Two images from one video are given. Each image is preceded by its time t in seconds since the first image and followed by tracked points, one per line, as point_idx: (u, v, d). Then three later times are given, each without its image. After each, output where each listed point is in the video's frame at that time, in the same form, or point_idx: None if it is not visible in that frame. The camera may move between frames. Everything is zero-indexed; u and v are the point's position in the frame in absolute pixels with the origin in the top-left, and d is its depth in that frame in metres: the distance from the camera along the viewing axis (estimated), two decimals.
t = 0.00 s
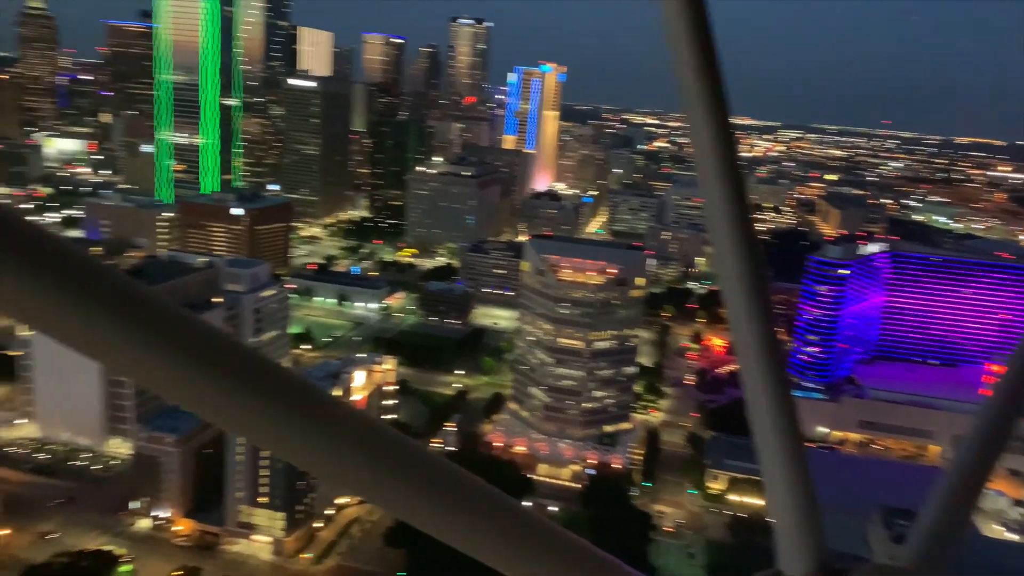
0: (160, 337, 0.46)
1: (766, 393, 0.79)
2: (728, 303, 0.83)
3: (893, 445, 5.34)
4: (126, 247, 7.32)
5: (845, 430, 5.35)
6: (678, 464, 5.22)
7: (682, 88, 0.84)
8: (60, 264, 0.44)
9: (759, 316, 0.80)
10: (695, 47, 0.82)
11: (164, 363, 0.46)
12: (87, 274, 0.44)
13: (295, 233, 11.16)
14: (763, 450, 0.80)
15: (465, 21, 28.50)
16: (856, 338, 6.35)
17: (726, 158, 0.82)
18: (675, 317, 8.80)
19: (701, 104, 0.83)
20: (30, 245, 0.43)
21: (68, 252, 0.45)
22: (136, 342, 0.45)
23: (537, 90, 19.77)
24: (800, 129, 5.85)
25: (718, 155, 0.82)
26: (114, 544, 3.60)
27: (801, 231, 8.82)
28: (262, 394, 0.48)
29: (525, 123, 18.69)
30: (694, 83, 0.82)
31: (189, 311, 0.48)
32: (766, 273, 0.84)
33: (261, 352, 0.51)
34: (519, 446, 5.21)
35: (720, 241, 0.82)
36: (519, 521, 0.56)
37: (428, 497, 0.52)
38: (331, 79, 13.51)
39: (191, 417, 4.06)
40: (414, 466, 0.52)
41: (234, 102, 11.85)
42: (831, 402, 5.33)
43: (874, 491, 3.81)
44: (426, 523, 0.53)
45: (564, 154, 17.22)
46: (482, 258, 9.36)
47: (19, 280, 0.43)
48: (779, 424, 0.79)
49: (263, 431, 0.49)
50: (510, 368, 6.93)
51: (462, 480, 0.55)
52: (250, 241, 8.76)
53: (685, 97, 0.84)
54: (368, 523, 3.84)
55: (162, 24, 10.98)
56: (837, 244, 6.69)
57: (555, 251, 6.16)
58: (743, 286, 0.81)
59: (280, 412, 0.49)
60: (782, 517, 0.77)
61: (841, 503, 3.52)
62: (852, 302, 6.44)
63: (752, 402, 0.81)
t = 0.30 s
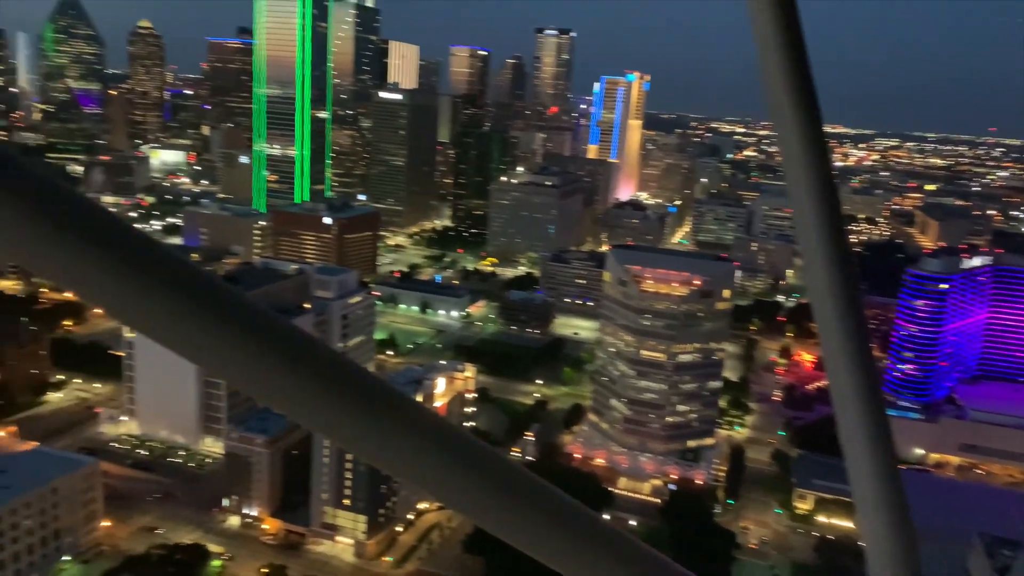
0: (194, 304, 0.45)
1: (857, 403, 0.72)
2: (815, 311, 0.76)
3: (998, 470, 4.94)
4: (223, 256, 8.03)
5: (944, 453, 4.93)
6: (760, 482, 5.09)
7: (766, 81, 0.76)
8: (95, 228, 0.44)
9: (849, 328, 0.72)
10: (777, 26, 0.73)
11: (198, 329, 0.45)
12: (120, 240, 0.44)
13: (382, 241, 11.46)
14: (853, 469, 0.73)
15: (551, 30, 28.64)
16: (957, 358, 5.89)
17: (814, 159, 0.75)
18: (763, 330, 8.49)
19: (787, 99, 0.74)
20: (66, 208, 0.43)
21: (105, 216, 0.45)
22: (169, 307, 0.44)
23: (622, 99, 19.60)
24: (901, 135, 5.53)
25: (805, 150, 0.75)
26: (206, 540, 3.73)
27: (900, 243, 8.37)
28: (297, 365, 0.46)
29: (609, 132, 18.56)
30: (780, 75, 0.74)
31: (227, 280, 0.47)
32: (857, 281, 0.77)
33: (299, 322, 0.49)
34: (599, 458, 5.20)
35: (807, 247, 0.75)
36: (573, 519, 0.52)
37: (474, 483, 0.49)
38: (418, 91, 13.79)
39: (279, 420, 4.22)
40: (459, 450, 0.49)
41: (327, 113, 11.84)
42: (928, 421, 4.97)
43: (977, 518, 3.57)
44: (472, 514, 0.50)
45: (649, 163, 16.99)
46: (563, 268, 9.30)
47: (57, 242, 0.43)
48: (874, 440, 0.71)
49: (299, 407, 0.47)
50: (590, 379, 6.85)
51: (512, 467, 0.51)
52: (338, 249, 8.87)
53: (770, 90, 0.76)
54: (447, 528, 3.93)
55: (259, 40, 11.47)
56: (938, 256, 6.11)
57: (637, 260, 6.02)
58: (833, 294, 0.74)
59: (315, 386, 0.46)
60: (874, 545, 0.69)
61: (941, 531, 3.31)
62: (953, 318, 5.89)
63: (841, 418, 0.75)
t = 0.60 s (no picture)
0: (219, 276, 0.46)
1: (942, 420, 0.71)
2: (900, 330, 0.76)
3: None
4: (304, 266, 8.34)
5: None
6: (839, 504, 4.92)
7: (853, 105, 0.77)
8: (122, 199, 0.45)
9: (936, 348, 0.72)
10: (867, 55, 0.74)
11: (240, 312, 0.47)
12: (147, 211, 0.46)
13: (455, 252, 11.64)
14: (940, 493, 0.71)
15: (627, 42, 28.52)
16: None
17: (900, 179, 0.74)
18: (843, 347, 8.18)
19: (875, 121, 0.75)
20: (96, 177, 0.45)
21: (132, 188, 0.47)
22: (194, 277, 0.46)
23: (698, 110, 19.33)
24: (996, 146, 5.23)
25: (893, 167, 0.75)
26: (284, 542, 3.86)
27: (995, 257, 7.90)
28: (320, 338, 0.48)
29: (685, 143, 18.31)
30: (867, 99, 0.75)
31: (247, 255, 0.49)
32: (946, 302, 0.75)
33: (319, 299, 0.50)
34: (670, 474, 5.10)
35: (896, 267, 0.74)
36: (586, 496, 0.53)
37: (489, 459, 0.51)
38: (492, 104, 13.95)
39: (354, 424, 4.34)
40: (473, 425, 0.51)
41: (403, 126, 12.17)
42: None
43: None
44: (489, 489, 0.52)
45: (725, 175, 16.66)
46: (636, 280, 9.23)
47: (87, 208, 0.44)
48: (959, 458, 0.70)
49: (319, 380, 0.48)
50: (663, 394, 6.75)
51: (525, 443, 0.53)
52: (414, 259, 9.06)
53: (858, 111, 0.76)
54: (517, 540, 3.94)
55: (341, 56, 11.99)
56: None
57: (712, 274, 5.88)
58: (920, 314, 0.73)
59: (336, 358, 0.48)
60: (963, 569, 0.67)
61: None
62: None
63: (926, 438, 0.74)
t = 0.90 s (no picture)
0: (227, 249, 0.47)
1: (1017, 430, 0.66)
2: (970, 345, 0.73)
3: None
4: (361, 275, 8.46)
5: None
6: (904, 528, 4.72)
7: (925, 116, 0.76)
8: (134, 166, 0.45)
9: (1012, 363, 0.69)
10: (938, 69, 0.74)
11: (291, 309, 0.48)
12: (156, 178, 0.46)
13: (509, 262, 11.65)
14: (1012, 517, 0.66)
15: (685, 52, 28.22)
16: None
17: (972, 188, 0.73)
18: (909, 365, 7.88)
19: (947, 134, 0.74)
20: (107, 144, 0.45)
21: (143, 155, 0.47)
22: (203, 247, 0.46)
23: (758, 120, 18.96)
24: None
25: (965, 180, 0.74)
26: (338, 548, 3.90)
27: None
28: (328, 313, 0.48)
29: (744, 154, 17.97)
30: (939, 110, 0.75)
31: (256, 226, 0.49)
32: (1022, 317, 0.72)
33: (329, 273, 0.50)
34: (726, 491, 4.96)
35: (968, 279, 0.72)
36: (598, 484, 0.52)
37: (496, 442, 0.50)
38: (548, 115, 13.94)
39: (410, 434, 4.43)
40: (481, 406, 0.50)
41: (462, 137, 12.21)
42: None
43: None
44: (494, 473, 0.51)
45: (786, 186, 16.27)
46: (694, 293, 9.07)
47: (98, 176, 0.44)
48: None
49: (326, 355, 0.49)
50: (719, 409, 6.60)
51: (535, 426, 0.51)
52: (468, 269, 9.10)
53: (930, 123, 0.76)
54: (569, 553, 3.96)
55: (400, 69, 12.09)
56: None
57: (772, 287, 5.69)
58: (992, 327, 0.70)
59: (343, 334, 0.48)
60: None
61: None
62: None
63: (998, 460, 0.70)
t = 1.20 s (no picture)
0: (241, 234, 0.41)
1: None
2: None
3: None
4: (394, 279, 8.53)
5: None
6: (943, 543, 4.61)
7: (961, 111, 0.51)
8: (139, 143, 0.41)
9: None
10: (984, 34, 0.49)
11: (308, 303, 0.42)
12: (167, 155, 0.41)
13: (541, 268, 11.63)
14: None
15: (722, 58, 27.91)
16: None
17: None
18: (950, 377, 7.67)
19: (991, 135, 0.48)
20: (112, 118, 0.40)
21: (149, 132, 0.42)
22: (219, 234, 0.41)
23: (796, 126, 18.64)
24: None
25: None
26: (368, 550, 3.93)
27: None
28: (352, 308, 0.42)
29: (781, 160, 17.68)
30: (979, 105, 0.49)
31: (273, 211, 0.44)
32: None
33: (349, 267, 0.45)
34: (760, 501, 4.87)
35: None
36: (652, 504, 0.45)
37: (538, 454, 0.44)
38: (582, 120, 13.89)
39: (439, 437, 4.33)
40: (523, 415, 0.45)
41: (495, 142, 12.16)
42: None
43: None
44: (540, 489, 0.45)
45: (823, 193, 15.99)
46: (728, 300, 8.93)
47: (101, 157, 0.40)
48: None
49: (352, 354, 0.43)
50: (753, 419, 6.49)
51: (577, 437, 0.45)
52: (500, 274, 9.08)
53: (966, 118, 0.50)
54: (598, 561, 3.93)
55: (434, 75, 12.17)
56: None
57: (809, 295, 5.55)
58: None
59: (370, 329, 0.43)
60: None
61: None
62: None
63: None
